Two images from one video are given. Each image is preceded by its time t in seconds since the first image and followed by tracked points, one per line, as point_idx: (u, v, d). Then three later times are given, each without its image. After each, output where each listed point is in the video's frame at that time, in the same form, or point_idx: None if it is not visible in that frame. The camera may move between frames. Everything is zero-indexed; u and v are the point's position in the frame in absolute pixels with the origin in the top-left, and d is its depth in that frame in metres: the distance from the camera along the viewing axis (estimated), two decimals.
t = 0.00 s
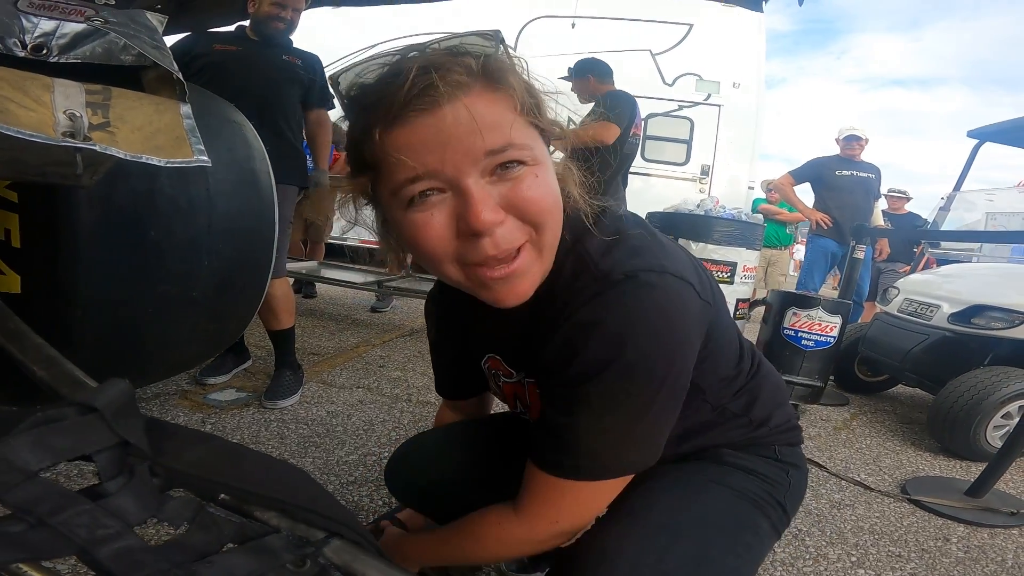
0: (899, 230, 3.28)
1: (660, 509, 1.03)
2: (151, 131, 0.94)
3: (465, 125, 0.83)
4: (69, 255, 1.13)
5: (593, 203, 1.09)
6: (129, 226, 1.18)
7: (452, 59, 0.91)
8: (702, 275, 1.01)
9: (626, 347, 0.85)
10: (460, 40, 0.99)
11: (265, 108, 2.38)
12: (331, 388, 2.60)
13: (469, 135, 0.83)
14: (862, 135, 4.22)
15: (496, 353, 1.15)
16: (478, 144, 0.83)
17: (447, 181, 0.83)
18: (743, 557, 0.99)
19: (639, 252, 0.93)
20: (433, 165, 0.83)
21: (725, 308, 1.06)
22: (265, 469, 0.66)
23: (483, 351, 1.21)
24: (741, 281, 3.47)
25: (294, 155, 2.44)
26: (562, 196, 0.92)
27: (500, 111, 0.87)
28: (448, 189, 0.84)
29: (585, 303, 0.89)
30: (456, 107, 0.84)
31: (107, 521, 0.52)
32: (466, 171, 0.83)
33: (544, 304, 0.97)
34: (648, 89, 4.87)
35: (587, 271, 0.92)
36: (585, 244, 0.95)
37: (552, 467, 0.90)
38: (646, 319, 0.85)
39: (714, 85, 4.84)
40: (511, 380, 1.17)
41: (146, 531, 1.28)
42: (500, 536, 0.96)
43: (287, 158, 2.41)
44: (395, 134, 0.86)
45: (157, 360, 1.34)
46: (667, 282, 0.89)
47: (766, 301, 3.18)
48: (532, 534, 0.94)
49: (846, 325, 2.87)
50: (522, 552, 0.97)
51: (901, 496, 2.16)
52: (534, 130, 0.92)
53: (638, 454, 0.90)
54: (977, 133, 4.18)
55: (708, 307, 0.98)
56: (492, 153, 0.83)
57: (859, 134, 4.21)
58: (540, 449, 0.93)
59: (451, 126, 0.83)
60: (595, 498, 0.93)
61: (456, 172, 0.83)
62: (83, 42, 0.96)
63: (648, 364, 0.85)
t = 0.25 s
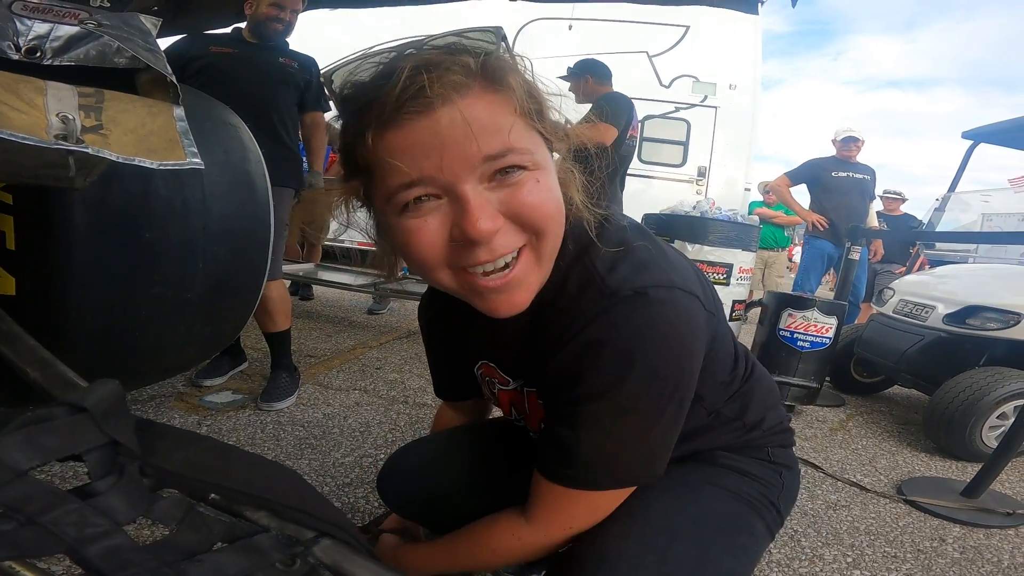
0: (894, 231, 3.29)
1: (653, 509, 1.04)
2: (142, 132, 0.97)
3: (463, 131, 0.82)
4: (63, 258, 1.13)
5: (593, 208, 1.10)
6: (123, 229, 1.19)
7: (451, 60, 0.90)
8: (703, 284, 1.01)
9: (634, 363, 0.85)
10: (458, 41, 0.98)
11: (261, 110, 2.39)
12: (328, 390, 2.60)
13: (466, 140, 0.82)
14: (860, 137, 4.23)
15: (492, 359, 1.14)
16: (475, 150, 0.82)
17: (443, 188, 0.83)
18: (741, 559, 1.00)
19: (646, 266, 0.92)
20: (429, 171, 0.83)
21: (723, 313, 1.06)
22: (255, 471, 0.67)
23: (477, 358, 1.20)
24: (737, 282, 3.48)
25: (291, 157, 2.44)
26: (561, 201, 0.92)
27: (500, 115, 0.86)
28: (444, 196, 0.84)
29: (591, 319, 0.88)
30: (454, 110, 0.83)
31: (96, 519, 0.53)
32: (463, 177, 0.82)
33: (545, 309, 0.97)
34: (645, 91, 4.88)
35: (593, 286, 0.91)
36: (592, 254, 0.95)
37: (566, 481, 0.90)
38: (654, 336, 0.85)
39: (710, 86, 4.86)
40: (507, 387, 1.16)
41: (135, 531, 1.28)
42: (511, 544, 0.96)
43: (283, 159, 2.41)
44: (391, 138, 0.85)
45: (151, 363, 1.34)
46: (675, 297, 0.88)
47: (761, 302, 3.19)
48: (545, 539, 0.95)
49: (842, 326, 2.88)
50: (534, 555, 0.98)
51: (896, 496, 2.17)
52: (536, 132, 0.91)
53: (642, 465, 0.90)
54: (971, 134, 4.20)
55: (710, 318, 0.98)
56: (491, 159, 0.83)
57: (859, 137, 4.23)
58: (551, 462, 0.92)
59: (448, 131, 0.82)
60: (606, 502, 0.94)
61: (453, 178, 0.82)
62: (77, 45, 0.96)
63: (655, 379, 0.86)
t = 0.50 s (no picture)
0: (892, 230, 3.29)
1: (651, 510, 1.03)
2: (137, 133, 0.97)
3: (447, 141, 0.80)
4: (59, 259, 1.12)
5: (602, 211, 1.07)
6: (120, 230, 1.18)
7: (442, 64, 0.87)
8: (711, 287, 1.01)
9: (637, 368, 0.85)
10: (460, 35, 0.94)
11: (259, 111, 2.38)
12: (326, 391, 2.59)
13: (450, 151, 0.80)
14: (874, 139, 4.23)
15: (496, 357, 1.13)
16: (457, 161, 0.80)
17: (427, 199, 0.82)
18: (740, 561, 1.00)
19: (654, 268, 0.91)
20: (412, 182, 0.82)
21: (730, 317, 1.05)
22: (250, 473, 0.66)
23: (482, 357, 1.19)
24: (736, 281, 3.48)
25: (288, 158, 2.43)
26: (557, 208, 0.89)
27: (491, 121, 0.83)
28: (429, 206, 0.83)
29: (597, 321, 0.88)
30: (439, 120, 0.81)
31: (90, 522, 0.52)
32: (444, 191, 0.81)
33: (551, 311, 0.96)
34: (644, 90, 4.88)
35: (599, 289, 0.90)
36: (599, 256, 0.94)
37: (567, 482, 0.89)
38: (660, 340, 0.85)
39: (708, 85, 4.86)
40: (512, 385, 1.15)
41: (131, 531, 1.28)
42: (513, 545, 0.96)
43: (280, 159, 2.41)
44: (381, 146, 0.85)
45: (149, 364, 1.33)
46: (682, 300, 0.88)
47: (761, 302, 3.19)
48: (546, 540, 0.94)
49: (841, 325, 2.87)
50: (535, 557, 0.97)
51: (896, 495, 2.17)
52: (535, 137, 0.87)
53: (645, 469, 0.90)
54: (969, 133, 4.20)
55: (719, 322, 0.97)
56: (476, 170, 0.81)
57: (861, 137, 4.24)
58: (552, 463, 0.91)
59: (432, 142, 0.81)
60: (608, 504, 0.93)
61: (435, 191, 0.81)
62: (71, 45, 0.96)
63: (660, 384, 0.85)
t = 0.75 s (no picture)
0: (891, 229, 3.29)
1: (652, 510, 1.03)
2: (135, 132, 0.96)
3: (417, 110, 0.83)
4: (55, 258, 1.12)
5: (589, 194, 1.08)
6: (117, 230, 1.18)
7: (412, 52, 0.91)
8: (717, 283, 1.00)
9: (623, 347, 0.83)
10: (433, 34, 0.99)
11: (257, 111, 2.38)
12: (325, 390, 2.59)
13: (420, 118, 0.83)
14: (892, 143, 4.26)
15: (503, 348, 1.13)
16: (426, 128, 0.82)
17: (406, 168, 0.84)
18: (738, 563, 1.00)
19: (641, 251, 0.91)
20: (392, 152, 0.84)
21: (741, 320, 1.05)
22: (247, 475, 0.66)
23: (486, 349, 1.19)
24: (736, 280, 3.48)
25: (286, 158, 2.43)
26: (535, 175, 0.89)
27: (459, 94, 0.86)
28: (409, 175, 0.84)
29: (584, 304, 0.88)
30: (408, 93, 0.85)
31: (85, 521, 0.52)
32: (420, 156, 0.83)
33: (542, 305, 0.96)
34: (643, 89, 4.88)
35: (585, 271, 0.90)
36: (587, 239, 0.94)
37: (554, 473, 0.89)
38: (653, 319, 0.83)
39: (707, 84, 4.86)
40: (515, 377, 1.15)
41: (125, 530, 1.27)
42: (504, 542, 0.95)
43: (279, 159, 2.40)
44: (359, 129, 0.88)
45: (147, 364, 1.33)
46: (667, 282, 0.87)
47: (760, 301, 3.19)
48: (536, 536, 0.94)
49: (840, 323, 2.87)
50: (528, 554, 0.96)
51: (896, 494, 2.17)
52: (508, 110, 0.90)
53: (640, 458, 0.88)
54: (967, 132, 4.21)
55: (717, 310, 0.96)
56: (450, 131, 0.83)
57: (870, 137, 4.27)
58: (541, 455, 0.91)
59: (404, 111, 0.83)
60: (600, 498, 0.92)
61: (411, 157, 0.83)
62: (67, 44, 0.95)
63: (649, 365, 0.83)
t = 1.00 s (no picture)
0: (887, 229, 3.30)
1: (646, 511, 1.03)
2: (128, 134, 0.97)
3: (519, 87, 0.82)
4: (51, 260, 1.12)
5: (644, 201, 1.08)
6: (113, 233, 1.18)
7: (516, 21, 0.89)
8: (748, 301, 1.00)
9: (672, 374, 0.84)
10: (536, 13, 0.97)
11: (253, 112, 2.38)
12: (323, 392, 2.58)
13: (522, 94, 0.82)
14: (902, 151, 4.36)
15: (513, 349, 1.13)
16: (528, 105, 0.82)
17: (492, 142, 0.82)
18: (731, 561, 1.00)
19: (692, 273, 0.91)
20: (479, 119, 0.83)
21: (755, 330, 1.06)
22: (241, 479, 0.65)
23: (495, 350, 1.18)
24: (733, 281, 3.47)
25: (282, 159, 2.43)
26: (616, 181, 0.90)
27: (557, 80, 0.85)
28: (491, 150, 0.83)
29: (635, 325, 0.87)
30: (514, 66, 0.83)
31: (80, 524, 0.52)
32: (512, 132, 0.82)
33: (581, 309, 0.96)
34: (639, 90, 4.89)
35: (639, 290, 0.89)
36: (638, 253, 0.94)
37: (573, 483, 0.89)
38: (700, 345, 0.84)
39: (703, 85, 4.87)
40: (530, 381, 1.15)
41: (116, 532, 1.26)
42: (510, 541, 0.95)
43: (274, 160, 2.40)
44: (447, 88, 0.86)
45: (143, 366, 1.33)
46: (721, 309, 0.87)
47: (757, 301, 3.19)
48: (544, 539, 0.94)
49: (837, 324, 2.88)
50: (533, 554, 0.96)
51: (893, 494, 2.18)
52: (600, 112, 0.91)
53: (668, 475, 0.89)
54: (962, 132, 4.22)
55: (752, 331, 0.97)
56: (551, 120, 0.82)
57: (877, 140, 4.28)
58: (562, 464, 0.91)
59: (506, 83, 0.82)
60: (616, 506, 0.92)
61: (503, 131, 0.82)
62: (62, 46, 0.95)
63: (691, 392, 0.85)
